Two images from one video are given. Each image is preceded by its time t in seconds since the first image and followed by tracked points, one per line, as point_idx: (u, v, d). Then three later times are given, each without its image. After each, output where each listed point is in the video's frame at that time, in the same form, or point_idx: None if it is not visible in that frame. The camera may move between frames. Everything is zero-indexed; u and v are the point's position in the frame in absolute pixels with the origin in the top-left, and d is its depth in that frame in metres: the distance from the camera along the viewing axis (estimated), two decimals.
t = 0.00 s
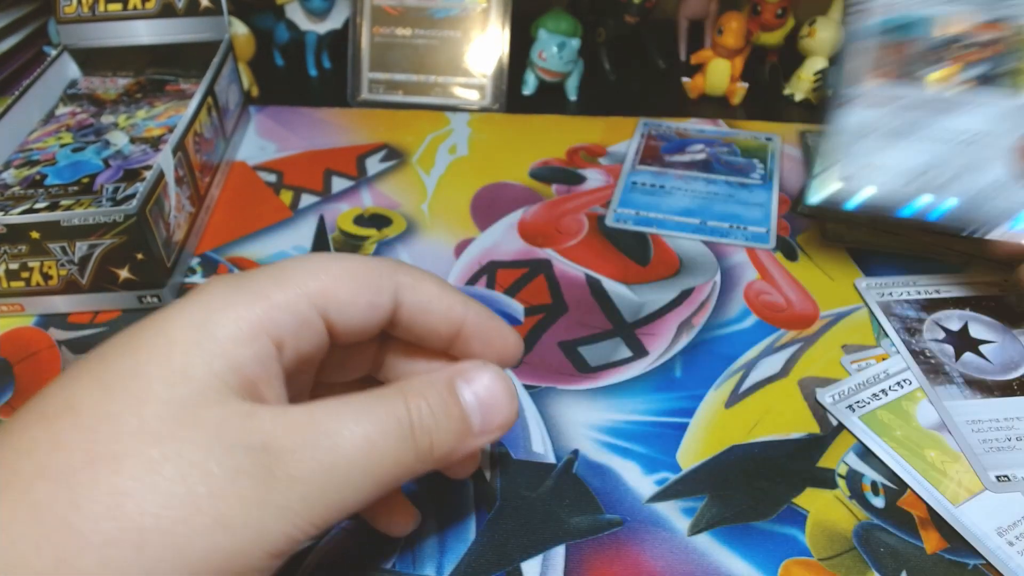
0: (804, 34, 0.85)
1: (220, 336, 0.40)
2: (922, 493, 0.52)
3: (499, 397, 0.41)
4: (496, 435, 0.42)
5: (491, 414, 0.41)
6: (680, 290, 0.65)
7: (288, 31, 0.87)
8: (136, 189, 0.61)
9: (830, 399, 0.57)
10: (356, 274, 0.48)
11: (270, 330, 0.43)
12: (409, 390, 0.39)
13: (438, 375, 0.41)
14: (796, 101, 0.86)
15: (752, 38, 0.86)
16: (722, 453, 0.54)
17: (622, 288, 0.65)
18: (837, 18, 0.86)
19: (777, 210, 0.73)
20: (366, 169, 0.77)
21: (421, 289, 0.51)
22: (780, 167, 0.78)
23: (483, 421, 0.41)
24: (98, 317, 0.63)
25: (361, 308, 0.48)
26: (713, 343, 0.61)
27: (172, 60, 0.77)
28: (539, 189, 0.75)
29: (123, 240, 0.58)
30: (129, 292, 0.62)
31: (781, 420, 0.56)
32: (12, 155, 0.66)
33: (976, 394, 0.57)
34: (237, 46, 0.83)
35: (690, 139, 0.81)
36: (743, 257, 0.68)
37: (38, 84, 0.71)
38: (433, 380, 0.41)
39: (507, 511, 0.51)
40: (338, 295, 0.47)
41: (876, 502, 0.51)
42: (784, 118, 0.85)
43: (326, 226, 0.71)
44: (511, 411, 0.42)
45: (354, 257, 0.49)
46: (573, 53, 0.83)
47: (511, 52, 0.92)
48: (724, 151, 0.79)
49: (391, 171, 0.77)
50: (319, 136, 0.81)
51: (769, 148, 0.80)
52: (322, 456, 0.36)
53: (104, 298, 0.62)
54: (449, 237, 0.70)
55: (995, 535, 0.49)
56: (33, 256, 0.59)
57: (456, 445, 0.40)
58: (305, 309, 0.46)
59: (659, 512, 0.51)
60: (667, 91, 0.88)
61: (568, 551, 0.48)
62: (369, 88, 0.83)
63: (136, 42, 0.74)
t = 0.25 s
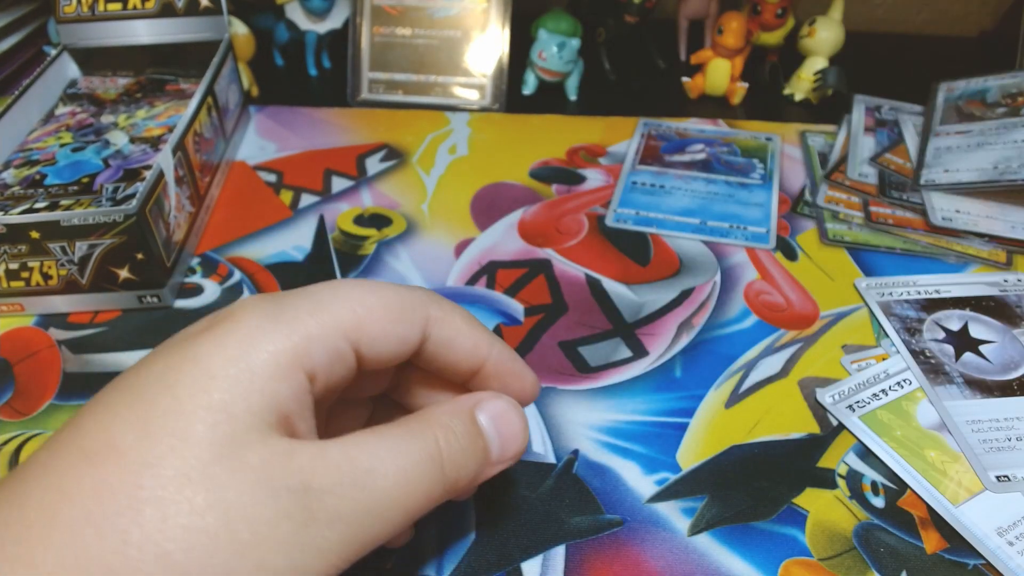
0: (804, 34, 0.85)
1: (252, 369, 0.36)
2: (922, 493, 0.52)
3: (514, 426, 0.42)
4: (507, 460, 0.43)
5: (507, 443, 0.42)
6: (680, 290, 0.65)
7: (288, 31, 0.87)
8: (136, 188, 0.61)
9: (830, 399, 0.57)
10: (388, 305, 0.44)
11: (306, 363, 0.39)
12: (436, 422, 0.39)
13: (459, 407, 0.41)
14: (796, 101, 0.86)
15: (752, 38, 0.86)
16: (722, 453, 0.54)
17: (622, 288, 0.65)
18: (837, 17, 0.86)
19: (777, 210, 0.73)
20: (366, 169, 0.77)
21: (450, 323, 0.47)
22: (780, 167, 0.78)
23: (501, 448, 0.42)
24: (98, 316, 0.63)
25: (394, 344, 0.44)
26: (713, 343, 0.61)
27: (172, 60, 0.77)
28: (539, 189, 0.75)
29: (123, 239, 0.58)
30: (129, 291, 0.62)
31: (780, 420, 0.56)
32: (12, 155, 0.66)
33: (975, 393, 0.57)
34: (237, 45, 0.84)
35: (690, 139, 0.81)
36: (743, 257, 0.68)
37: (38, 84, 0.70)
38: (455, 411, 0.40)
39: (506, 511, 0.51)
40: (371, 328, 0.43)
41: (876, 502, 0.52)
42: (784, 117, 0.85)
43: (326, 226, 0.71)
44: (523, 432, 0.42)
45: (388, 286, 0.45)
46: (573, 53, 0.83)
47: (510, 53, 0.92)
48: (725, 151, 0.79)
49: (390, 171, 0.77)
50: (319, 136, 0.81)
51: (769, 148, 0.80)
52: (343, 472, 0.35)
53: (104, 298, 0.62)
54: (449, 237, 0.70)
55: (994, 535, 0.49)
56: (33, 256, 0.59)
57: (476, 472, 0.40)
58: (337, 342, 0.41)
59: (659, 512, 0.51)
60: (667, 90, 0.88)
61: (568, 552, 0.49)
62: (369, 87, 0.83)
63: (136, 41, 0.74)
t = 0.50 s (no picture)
0: (804, 34, 0.85)
1: (272, 383, 0.36)
2: (922, 493, 0.52)
3: (544, 443, 0.42)
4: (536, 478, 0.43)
5: (536, 459, 0.41)
6: (680, 290, 0.65)
7: (288, 31, 0.87)
8: (136, 188, 0.61)
9: (830, 399, 0.57)
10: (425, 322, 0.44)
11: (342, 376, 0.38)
12: (468, 440, 0.39)
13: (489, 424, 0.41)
14: (796, 101, 0.86)
15: (752, 38, 0.86)
16: (722, 453, 0.54)
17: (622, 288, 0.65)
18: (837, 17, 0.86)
19: (777, 210, 0.73)
20: (366, 169, 0.77)
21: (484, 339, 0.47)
22: (780, 166, 0.78)
23: (531, 465, 0.41)
24: (98, 316, 0.63)
25: (428, 359, 0.44)
26: (712, 343, 0.61)
27: (171, 60, 0.77)
28: (539, 189, 0.75)
29: (123, 239, 0.58)
30: (129, 292, 0.62)
31: (780, 421, 0.56)
32: (12, 155, 0.66)
33: (976, 394, 0.57)
34: (237, 45, 0.84)
35: (690, 139, 0.81)
36: (743, 257, 0.68)
37: (38, 84, 0.70)
38: (486, 428, 0.40)
39: (506, 510, 0.51)
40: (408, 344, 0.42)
41: (876, 502, 0.51)
42: (784, 117, 0.85)
43: (326, 226, 0.71)
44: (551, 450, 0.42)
45: (422, 303, 0.45)
46: (573, 53, 0.83)
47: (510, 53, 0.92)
48: (725, 151, 0.79)
49: (390, 171, 0.77)
50: (319, 136, 0.81)
51: (769, 148, 0.80)
52: (374, 485, 0.35)
53: (104, 298, 0.62)
54: (449, 237, 0.70)
55: (995, 535, 0.49)
56: (33, 256, 0.59)
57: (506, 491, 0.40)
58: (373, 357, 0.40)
59: (659, 512, 0.51)
60: (667, 90, 0.88)
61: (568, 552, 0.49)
62: (369, 87, 0.83)
63: (136, 42, 0.74)
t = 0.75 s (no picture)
0: (804, 34, 0.85)
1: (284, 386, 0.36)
2: (922, 493, 0.52)
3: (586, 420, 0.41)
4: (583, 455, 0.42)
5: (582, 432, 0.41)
6: (680, 290, 0.65)
7: (288, 31, 0.87)
8: (136, 188, 0.61)
9: (829, 399, 0.57)
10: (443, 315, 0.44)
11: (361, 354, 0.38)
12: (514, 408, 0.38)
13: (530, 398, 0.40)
14: (796, 101, 0.86)
15: (752, 38, 0.86)
16: (722, 453, 0.54)
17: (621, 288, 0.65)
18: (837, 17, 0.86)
19: (777, 210, 0.73)
20: (366, 169, 0.77)
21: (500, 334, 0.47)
22: (780, 166, 0.78)
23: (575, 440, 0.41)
24: (98, 316, 0.63)
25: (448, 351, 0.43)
26: (712, 343, 0.61)
27: (172, 59, 0.76)
28: (539, 189, 0.75)
29: (123, 240, 0.58)
30: (129, 292, 0.62)
31: (780, 421, 0.56)
32: (12, 155, 0.66)
33: (976, 393, 0.57)
34: (237, 45, 0.84)
35: (690, 139, 0.81)
36: (743, 257, 0.68)
37: (38, 84, 0.70)
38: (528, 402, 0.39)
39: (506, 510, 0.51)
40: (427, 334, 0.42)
41: (876, 502, 0.51)
42: (784, 117, 0.85)
43: (326, 225, 0.71)
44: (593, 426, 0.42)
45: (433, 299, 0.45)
46: (573, 53, 0.83)
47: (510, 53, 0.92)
48: (725, 151, 0.79)
49: (390, 171, 0.77)
50: (319, 136, 0.81)
51: (769, 148, 0.80)
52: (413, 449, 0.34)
53: (104, 298, 0.62)
54: (449, 237, 0.70)
55: (994, 535, 0.49)
56: (33, 256, 0.59)
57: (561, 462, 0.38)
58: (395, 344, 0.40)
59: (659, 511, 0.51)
60: (667, 91, 0.88)
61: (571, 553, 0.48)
62: (369, 88, 0.83)
63: (136, 42, 0.74)
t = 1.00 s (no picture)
0: (804, 34, 0.85)
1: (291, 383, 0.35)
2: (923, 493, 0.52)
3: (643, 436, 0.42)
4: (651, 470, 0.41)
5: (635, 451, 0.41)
6: (680, 290, 0.65)
7: (288, 31, 0.87)
8: (136, 188, 0.61)
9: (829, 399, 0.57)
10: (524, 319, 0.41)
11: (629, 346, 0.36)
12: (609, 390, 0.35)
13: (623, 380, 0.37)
14: (796, 101, 0.86)
15: (752, 38, 0.86)
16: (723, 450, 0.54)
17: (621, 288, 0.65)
18: (837, 17, 0.86)
19: (777, 210, 0.73)
20: (366, 169, 0.77)
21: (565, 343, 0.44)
22: (780, 166, 0.78)
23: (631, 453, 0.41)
24: (98, 316, 0.63)
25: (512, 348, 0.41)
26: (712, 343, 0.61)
27: (172, 60, 0.76)
28: (539, 189, 0.75)
29: (124, 239, 0.58)
30: (129, 291, 0.62)
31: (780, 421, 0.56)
32: (12, 155, 0.66)
33: (971, 403, 0.57)
34: (237, 45, 0.84)
35: (690, 139, 0.81)
36: (743, 257, 0.69)
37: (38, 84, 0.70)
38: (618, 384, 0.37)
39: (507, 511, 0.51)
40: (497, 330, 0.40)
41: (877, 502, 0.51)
42: (784, 117, 0.85)
43: (326, 226, 0.71)
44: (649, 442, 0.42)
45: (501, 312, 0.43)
46: (573, 53, 0.83)
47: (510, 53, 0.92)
48: (724, 151, 0.79)
49: (390, 171, 0.77)
50: (319, 136, 0.81)
51: (769, 148, 0.80)
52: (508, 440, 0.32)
53: (104, 298, 0.62)
54: (449, 237, 0.70)
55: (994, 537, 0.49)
56: (33, 256, 0.59)
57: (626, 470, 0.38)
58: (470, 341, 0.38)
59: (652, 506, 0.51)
60: (667, 91, 0.88)
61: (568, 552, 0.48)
62: (369, 87, 0.83)
63: (136, 41, 0.74)
